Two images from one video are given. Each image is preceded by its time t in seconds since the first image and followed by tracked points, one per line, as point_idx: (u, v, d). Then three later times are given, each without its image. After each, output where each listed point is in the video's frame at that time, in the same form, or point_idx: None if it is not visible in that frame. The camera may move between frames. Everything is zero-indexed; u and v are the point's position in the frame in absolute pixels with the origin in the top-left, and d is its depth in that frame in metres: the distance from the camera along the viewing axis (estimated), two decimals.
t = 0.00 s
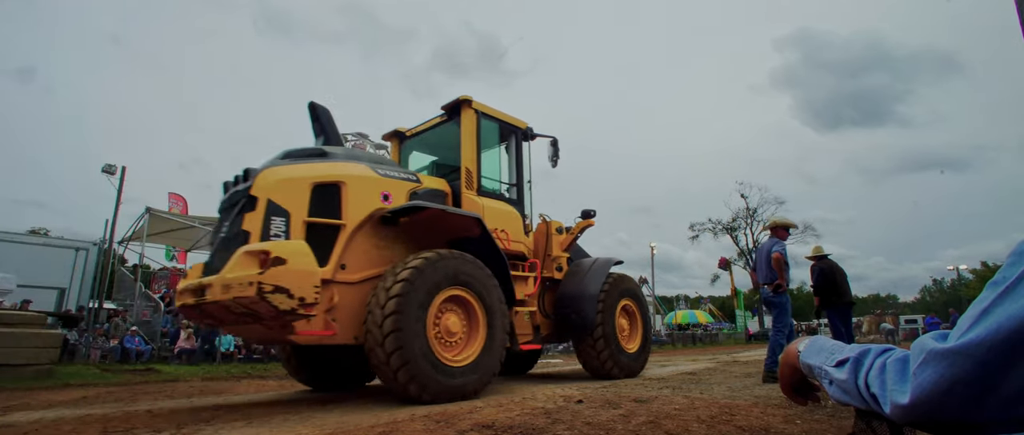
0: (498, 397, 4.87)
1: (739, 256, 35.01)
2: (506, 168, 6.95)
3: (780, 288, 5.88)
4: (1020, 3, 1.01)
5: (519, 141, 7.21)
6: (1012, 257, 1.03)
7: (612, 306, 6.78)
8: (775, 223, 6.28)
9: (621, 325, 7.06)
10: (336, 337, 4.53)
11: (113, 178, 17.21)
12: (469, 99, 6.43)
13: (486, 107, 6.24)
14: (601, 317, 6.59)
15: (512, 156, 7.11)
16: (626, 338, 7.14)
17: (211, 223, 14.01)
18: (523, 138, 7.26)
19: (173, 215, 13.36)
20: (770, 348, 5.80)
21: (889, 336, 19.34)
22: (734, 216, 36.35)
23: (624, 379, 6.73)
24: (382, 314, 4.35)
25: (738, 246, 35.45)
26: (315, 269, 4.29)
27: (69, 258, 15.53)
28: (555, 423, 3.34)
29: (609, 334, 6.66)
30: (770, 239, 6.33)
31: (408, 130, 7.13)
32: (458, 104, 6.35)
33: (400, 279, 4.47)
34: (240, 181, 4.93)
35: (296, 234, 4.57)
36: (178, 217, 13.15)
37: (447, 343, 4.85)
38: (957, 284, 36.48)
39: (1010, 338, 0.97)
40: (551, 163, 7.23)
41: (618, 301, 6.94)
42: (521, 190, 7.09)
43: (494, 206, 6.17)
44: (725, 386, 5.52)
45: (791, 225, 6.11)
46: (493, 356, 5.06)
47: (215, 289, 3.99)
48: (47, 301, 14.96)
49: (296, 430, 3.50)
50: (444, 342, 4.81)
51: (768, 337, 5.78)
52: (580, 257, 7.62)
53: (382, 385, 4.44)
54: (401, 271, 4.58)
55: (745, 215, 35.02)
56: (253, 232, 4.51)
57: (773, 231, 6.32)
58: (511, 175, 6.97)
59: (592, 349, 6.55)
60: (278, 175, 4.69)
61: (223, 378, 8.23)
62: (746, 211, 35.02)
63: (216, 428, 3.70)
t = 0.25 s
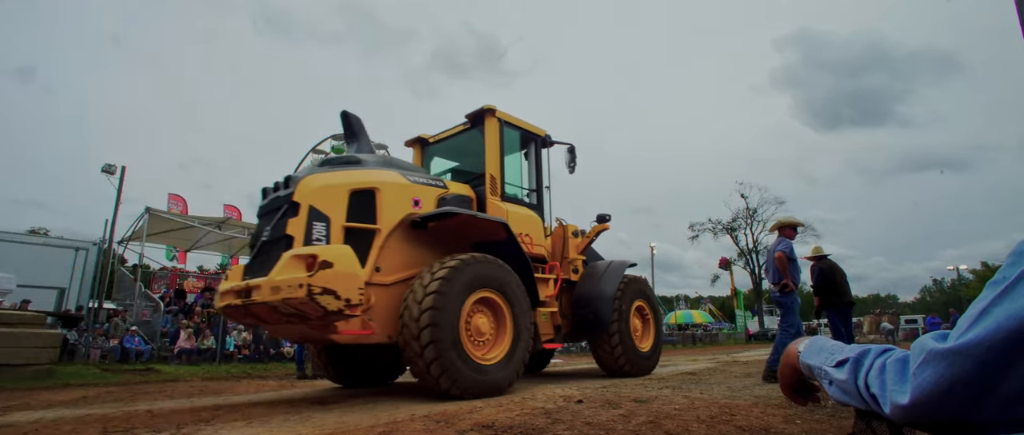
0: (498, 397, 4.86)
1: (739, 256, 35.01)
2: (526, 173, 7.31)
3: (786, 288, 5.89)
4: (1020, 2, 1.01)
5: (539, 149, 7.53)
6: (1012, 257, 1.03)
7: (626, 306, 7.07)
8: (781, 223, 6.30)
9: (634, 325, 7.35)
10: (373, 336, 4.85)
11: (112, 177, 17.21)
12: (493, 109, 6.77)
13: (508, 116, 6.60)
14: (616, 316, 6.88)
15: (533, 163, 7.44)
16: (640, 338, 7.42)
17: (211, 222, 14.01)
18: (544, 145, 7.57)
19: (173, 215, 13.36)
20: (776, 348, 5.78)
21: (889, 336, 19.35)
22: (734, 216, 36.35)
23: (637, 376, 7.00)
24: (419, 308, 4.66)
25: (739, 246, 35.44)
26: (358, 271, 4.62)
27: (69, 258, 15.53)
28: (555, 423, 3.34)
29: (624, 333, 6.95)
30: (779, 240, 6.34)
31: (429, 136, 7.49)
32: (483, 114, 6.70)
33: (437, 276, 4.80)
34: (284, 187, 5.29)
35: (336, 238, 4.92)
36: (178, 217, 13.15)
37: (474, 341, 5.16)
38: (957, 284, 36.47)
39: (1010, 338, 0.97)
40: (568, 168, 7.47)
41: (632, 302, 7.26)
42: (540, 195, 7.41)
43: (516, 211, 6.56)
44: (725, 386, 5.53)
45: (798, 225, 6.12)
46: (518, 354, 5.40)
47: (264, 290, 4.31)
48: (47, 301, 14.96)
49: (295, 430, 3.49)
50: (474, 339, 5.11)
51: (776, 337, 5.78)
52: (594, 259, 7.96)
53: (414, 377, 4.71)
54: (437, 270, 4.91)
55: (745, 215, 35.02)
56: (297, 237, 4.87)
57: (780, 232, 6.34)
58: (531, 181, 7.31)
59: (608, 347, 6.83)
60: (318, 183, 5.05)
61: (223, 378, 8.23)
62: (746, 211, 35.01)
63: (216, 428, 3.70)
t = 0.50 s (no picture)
0: (499, 397, 4.87)
1: (739, 256, 34.99)
2: (544, 179, 7.49)
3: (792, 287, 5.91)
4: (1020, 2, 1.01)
5: (555, 155, 7.71)
6: (1012, 257, 1.03)
7: (639, 306, 7.21)
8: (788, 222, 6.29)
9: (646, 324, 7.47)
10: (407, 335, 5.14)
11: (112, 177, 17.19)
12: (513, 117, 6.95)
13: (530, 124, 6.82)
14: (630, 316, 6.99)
15: (549, 169, 7.62)
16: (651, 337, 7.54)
17: (212, 222, 14.02)
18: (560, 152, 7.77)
19: (174, 214, 13.37)
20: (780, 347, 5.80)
21: (889, 336, 19.35)
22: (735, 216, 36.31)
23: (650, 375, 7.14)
24: (452, 304, 4.94)
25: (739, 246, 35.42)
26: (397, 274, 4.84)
27: (68, 257, 15.53)
28: (554, 423, 3.34)
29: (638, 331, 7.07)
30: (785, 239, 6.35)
31: (449, 143, 7.68)
32: (503, 122, 6.88)
33: (469, 275, 5.11)
34: (319, 193, 5.53)
35: (371, 242, 5.16)
36: (178, 216, 13.15)
37: (500, 339, 5.42)
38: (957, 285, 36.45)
39: (1009, 338, 0.97)
40: (584, 174, 7.69)
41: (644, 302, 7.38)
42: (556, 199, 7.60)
43: (537, 216, 6.77)
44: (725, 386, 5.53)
45: (805, 224, 6.12)
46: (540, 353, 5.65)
47: (309, 291, 4.51)
48: (47, 301, 14.96)
49: (295, 430, 3.49)
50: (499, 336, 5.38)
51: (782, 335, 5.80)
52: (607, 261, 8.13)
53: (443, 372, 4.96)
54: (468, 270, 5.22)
55: (745, 215, 34.99)
56: (335, 240, 5.07)
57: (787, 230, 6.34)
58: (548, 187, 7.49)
59: (623, 346, 6.94)
60: (353, 188, 5.30)
61: (223, 378, 8.23)
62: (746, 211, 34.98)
63: (216, 428, 3.70)
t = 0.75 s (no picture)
0: (499, 397, 4.87)
1: (739, 256, 34.97)
2: (561, 184, 7.56)
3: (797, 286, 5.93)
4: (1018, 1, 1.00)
5: (571, 161, 7.77)
6: (1012, 257, 1.02)
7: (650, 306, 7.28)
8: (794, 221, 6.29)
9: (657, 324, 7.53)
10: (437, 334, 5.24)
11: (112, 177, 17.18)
12: (532, 124, 7.03)
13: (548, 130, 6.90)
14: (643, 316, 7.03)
15: (566, 174, 7.68)
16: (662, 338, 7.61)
17: (212, 221, 14.03)
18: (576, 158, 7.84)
19: (174, 214, 13.38)
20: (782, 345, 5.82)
21: (888, 336, 19.34)
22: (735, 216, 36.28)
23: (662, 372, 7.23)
24: (480, 300, 5.09)
25: (739, 246, 35.38)
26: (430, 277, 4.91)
27: (69, 257, 15.53)
28: (555, 423, 3.34)
29: (649, 331, 7.14)
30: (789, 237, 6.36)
31: (469, 149, 7.71)
32: (522, 128, 6.96)
33: (497, 273, 5.26)
34: (352, 198, 5.69)
35: (402, 245, 5.30)
36: (178, 217, 13.16)
37: (523, 338, 5.53)
38: (957, 285, 36.43)
39: (1010, 338, 0.96)
40: (599, 178, 7.73)
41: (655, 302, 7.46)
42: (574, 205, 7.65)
43: (556, 220, 6.86)
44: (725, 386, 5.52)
45: (811, 224, 6.11)
46: (562, 353, 5.76)
47: (345, 290, 4.64)
48: (47, 301, 14.97)
49: (295, 430, 3.49)
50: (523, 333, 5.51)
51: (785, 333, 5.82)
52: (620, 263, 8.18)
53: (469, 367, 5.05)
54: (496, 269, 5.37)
55: (745, 215, 34.96)
56: (370, 243, 5.26)
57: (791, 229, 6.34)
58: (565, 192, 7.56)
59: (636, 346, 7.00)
60: (384, 194, 5.47)
61: (223, 378, 8.23)
62: (746, 211, 34.94)
63: (216, 428, 3.70)
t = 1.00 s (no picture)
0: (498, 397, 4.87)
1: (740, 255, 34.96)
2: (574, 188, 7.61)
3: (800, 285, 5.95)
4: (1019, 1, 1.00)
5: (585, 166, 7.83)
6: (1012, 256, 1.02)
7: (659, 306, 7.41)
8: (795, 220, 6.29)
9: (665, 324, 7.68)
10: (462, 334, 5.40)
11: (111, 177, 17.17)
12: (547, 130, 7.11)
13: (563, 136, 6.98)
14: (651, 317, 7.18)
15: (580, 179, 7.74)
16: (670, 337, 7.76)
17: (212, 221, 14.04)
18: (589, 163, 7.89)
19: (174, 214, 13.38)
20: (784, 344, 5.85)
21: (888, 335, 19.33)
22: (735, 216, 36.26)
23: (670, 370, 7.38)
24: (502, 301, 5.28)
25: (739, 246, 35.37)
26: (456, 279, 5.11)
27: (69, 256, 15.53)
28: (555, 423, 3.34)
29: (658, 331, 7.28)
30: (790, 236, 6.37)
31: (485, 154, 7.78)
32: (538, 134, 7.04)
33: (517, 275, 5.44)
34: (376, 203, 5.83)
35: (427, 248, 5.45)
36: (179, 217, 13.17)
37: (541, 337, 5.73)
38: (957, 285, 36.42)
39: (1010, 338, 0.96)
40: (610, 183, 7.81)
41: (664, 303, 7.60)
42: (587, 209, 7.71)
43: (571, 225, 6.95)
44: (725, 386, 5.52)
45: (813, 224, 6.12)
46: (579, 352, 5.95)
47: (375, 291, 4.87)
48: (47, 301, 14.97)
49: (295, 430, 3.49)
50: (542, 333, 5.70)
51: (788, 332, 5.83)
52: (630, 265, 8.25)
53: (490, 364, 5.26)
54: (516, 271, 5.55)
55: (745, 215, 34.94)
56: (396, 246, 5.38)
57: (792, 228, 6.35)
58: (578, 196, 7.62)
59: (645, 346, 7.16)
60: (409, 198, 5.59)
61: (222, 378, 8.24)
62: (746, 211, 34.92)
63: (216, 428, 3.70)
